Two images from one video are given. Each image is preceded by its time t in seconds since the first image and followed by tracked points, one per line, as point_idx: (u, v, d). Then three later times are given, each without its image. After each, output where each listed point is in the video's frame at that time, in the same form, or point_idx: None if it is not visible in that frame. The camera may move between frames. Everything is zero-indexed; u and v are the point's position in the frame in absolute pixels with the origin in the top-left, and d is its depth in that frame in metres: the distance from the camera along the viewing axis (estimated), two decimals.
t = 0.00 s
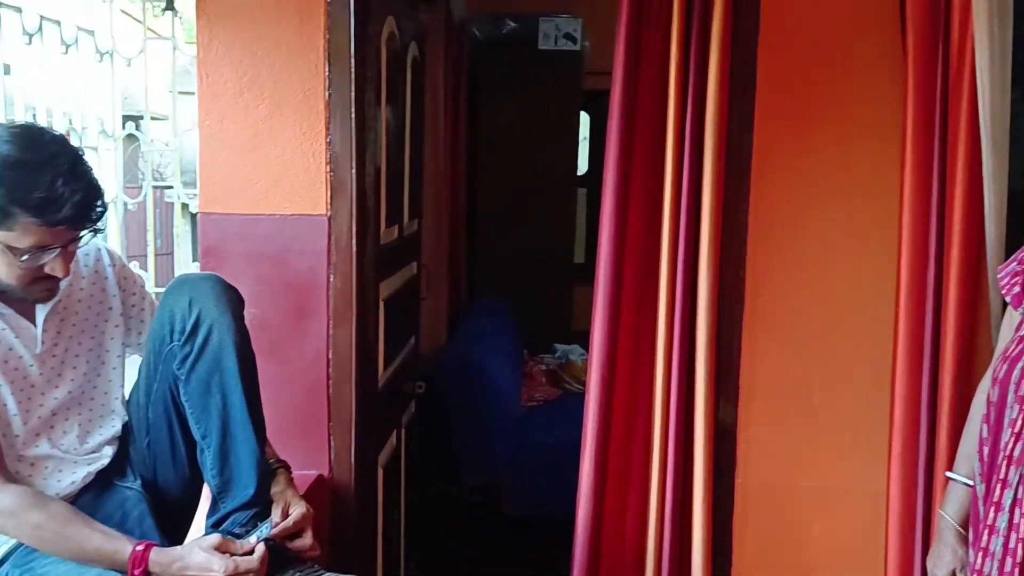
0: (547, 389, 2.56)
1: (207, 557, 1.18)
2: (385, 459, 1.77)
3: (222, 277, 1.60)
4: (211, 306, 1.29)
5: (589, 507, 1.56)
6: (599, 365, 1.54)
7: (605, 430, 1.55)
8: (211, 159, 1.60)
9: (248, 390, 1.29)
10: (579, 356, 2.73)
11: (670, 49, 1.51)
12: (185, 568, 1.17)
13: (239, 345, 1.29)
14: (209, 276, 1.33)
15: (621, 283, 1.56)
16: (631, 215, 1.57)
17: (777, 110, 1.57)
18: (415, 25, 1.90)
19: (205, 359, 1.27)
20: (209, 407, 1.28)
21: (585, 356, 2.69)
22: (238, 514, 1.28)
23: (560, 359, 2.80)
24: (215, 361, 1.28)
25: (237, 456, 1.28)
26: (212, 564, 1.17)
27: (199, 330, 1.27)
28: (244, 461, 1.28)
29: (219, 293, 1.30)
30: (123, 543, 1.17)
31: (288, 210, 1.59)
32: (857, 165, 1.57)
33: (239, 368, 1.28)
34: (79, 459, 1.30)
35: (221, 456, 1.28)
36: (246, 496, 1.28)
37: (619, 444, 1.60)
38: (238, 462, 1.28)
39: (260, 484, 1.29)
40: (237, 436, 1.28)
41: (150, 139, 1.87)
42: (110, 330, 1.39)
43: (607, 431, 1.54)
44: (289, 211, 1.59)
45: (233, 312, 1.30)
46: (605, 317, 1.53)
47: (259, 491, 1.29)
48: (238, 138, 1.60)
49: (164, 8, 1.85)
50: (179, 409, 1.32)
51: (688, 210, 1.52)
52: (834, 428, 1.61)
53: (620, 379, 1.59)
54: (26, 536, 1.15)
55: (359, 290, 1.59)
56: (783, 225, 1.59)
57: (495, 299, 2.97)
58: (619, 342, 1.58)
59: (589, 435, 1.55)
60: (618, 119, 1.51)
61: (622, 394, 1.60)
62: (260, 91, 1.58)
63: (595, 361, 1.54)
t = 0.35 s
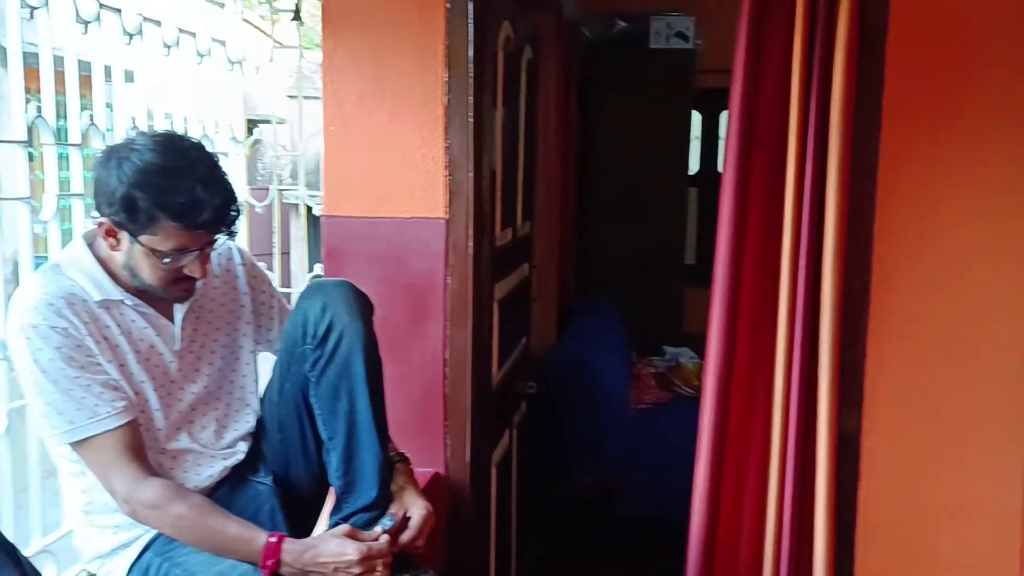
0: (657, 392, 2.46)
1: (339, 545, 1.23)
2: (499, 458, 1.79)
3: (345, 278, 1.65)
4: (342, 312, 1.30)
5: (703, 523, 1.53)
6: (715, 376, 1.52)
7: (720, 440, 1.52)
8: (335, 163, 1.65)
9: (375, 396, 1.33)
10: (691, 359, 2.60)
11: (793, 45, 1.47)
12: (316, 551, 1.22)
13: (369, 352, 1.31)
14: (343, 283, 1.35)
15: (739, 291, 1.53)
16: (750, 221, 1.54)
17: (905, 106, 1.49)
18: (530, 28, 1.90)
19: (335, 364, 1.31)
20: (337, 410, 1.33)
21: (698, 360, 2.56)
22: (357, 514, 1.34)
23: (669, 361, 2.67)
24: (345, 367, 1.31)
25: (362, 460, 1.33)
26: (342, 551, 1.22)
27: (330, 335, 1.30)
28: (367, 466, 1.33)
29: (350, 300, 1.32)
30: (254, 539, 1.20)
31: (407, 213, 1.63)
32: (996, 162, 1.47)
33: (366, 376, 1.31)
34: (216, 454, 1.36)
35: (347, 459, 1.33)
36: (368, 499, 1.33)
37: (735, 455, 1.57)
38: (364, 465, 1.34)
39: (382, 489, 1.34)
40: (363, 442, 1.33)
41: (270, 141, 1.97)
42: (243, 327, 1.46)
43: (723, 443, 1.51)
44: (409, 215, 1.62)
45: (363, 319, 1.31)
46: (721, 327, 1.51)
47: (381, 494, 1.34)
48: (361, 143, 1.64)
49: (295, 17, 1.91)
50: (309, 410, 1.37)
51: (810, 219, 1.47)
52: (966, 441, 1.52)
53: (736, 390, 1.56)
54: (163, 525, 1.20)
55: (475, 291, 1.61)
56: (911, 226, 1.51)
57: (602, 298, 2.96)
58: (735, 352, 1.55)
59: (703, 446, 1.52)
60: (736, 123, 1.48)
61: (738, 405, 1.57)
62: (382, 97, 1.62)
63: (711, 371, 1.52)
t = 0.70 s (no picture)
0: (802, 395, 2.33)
1: (493, 525, 1.27)
2: (644, 456, 1.78)
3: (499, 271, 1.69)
4: (504, 304, 1.35)
5: (858, 540, 1.50)
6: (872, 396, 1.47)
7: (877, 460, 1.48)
8: (490, 159, 1.69)
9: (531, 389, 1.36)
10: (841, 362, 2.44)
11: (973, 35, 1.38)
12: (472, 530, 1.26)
13: (528, 344, 1.35)
14: (507, 277, 1.40)
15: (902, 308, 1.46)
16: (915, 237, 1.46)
17: None
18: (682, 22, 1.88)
19: (493, 354, 1.35)
20: (494, 401, 1.36)
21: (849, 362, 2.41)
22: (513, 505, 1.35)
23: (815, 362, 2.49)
24: (503, 358, 1.35)
25: (515, 453, 1.36)
26: (498, 527, 1.27)
27: (491, 326, 1.35)
28: (519, 459, 1.35)
29: (512, 292, 1.37)
30: (414, 521, 1.25)
31: (559, 209, 1.65)
32: None
33: (523, 368, 1.35)
34: (381, 442, 1.41)
35: (500, 450, 1.36)
36: (520, 493, 1.35)
37: (894, 477, 1.50)
38: (518, 458, 1.36)
39: (535, 482, 1.36)
40: (517, 434, 1.35)
41: (416, 138, 2.09)
42: (406, 318, 1.50)
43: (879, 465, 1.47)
44: (562, 210, 1.64)
45: (522, 311, 1.36)
46: (881, 347, 1.46)
47: (532, 487, 1.35)
48: (516, 139, 1.67)
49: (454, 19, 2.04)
50: (470, 400, 1.41)
51: (984, 226, 1.38)
52: None
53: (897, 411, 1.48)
54: (325, 513, 1.24)
55: (625, 288, 1.60)
56: None
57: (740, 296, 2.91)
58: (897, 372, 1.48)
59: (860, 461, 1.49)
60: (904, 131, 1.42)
61: (898, 427, 1.49)
62: (537, 94, 1.64)
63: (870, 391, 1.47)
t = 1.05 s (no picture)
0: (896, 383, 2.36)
1: (595, 506, 1.28)
2: (734, 440, 1.79)
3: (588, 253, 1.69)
4: (602, 286, 1.36)
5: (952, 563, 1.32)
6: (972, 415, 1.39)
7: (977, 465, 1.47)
8: (582, 139, 1.69)
9: (631, 373, 1.35)
10: (936, 349, 2.41)
11: None
12: (572, 509, 1.28)
13: (626, 325, 1.35)
14: (605, 259, 1.40)
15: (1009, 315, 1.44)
16: None
17: None
18: None
19: (592, 335, 1.35)
20: (593, 383, 1.36)
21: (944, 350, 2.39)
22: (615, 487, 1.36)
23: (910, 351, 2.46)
24: (602, 340, 1.35)
25: (615, 435, 1.36)
26: (601, 509, 1.28)
27: (590, 307, 1.35)
28: (620, 440, 1.35)
29: (609, 274, 1.37)
30: (513, 500, 1.28)
31: (651, 190, 1.63)
32: None
33: (623, 350, 1.34)
34: (478, 419, 1.44)
35: (600, 433, 1.36)
36: (620, 474, 1.35)
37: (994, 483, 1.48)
38: (620, 439, 1.36)
39: (634, 465, 1.35)
40: (617, 416, 1.35)
41: (507, 120, 2.31)
42: (501, 294, 1.52)
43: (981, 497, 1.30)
44: (654, 190, 1.63)
45: (621, 292, 1.36)
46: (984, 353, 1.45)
47: (632, 470, 1.35)
48: (608, 119, 1.66)
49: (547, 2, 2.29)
50: (567, 380, 1.42)
51: None
52: None
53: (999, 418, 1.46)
54: (422, 488, 1.27)
55: (720, 268, 1.60)
56: None
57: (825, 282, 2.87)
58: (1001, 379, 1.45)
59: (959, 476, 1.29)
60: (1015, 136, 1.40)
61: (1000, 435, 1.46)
62: (631, 74, 1.63)
63: (971, 399, 1.46)
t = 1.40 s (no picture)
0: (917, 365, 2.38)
1: (643, 476, 1.28)
2: (754, 420, 1.78)
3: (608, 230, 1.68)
4: (624, 266, 1.35)
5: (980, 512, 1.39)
6: (998, 405, 1.33)
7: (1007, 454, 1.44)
8: (603, 115, 1.68)
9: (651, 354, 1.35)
10: (960, 331, 2.38)
11: None
12: (610, 472, 1.27)
13: (645, 305, 1.34)
14: (627, 237, 1.39)
15: None
16: None
17: None
18: None
19: (611, 314, 1.35)
20: (610, 363, 1.36)
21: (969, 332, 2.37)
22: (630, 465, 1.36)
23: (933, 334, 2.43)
24: (621, 319, 1.35)
25: (631, 416, 1.36)
26: (648, 481, 1.28)
27: (610, 286, 1.35)
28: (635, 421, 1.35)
29: (631, 253, 1.36)
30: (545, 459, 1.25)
31: (672, 166, 1.62)
32: None
33: (641, 331, 1.34)
34: (497, 394, 1.44)
35: (615, 413, 1.37)
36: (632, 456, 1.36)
37: None
38: (635, 421, 1.35)
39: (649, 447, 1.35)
40: (634, 397, 1.35)
41: (528, 97, 2.30)
42: (516, 269, 1.53)
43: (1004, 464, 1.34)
44: (674, 166, 1.61)
45: (642, 272, 1.35)
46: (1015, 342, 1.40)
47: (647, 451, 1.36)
48: (630, 94, 1.65)
49: None
50: (585, 358, 1.42)
51: None
52: None
53: None
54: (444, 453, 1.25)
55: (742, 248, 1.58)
56: None
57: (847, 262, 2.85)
58: None
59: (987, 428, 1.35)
60: None
61: None
62: (654, 48, 1.61)
63: (994, 391, 1.33)
